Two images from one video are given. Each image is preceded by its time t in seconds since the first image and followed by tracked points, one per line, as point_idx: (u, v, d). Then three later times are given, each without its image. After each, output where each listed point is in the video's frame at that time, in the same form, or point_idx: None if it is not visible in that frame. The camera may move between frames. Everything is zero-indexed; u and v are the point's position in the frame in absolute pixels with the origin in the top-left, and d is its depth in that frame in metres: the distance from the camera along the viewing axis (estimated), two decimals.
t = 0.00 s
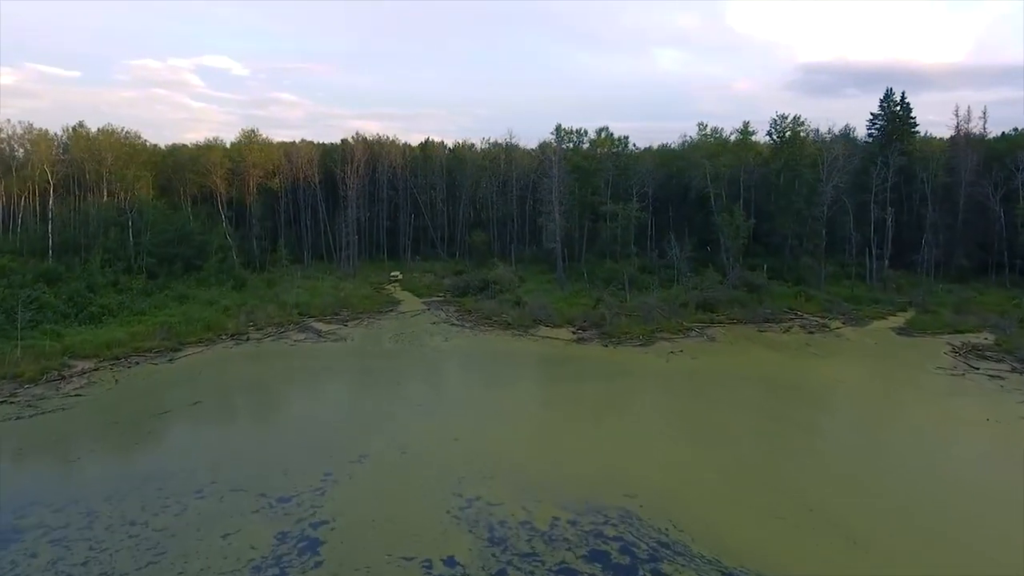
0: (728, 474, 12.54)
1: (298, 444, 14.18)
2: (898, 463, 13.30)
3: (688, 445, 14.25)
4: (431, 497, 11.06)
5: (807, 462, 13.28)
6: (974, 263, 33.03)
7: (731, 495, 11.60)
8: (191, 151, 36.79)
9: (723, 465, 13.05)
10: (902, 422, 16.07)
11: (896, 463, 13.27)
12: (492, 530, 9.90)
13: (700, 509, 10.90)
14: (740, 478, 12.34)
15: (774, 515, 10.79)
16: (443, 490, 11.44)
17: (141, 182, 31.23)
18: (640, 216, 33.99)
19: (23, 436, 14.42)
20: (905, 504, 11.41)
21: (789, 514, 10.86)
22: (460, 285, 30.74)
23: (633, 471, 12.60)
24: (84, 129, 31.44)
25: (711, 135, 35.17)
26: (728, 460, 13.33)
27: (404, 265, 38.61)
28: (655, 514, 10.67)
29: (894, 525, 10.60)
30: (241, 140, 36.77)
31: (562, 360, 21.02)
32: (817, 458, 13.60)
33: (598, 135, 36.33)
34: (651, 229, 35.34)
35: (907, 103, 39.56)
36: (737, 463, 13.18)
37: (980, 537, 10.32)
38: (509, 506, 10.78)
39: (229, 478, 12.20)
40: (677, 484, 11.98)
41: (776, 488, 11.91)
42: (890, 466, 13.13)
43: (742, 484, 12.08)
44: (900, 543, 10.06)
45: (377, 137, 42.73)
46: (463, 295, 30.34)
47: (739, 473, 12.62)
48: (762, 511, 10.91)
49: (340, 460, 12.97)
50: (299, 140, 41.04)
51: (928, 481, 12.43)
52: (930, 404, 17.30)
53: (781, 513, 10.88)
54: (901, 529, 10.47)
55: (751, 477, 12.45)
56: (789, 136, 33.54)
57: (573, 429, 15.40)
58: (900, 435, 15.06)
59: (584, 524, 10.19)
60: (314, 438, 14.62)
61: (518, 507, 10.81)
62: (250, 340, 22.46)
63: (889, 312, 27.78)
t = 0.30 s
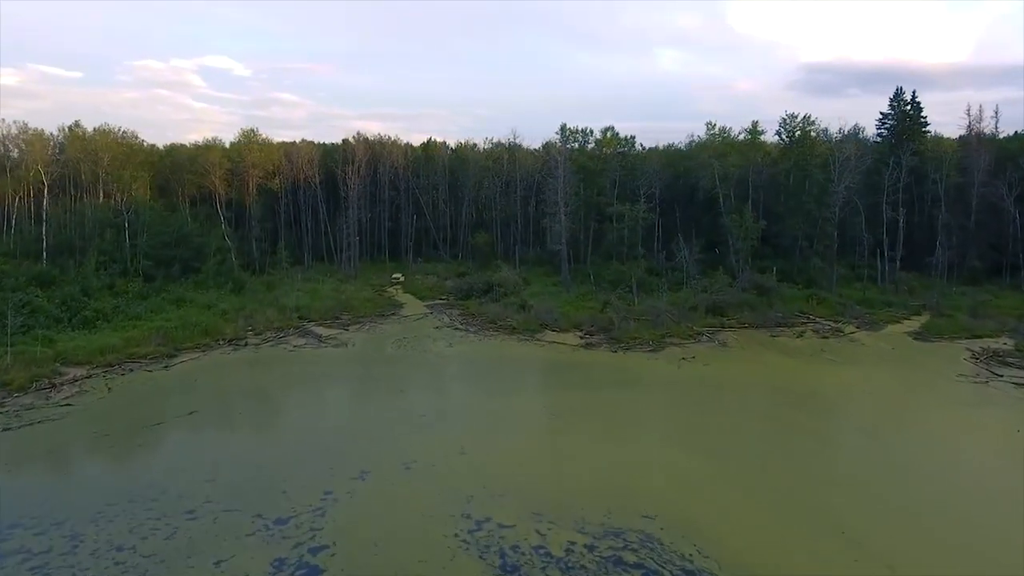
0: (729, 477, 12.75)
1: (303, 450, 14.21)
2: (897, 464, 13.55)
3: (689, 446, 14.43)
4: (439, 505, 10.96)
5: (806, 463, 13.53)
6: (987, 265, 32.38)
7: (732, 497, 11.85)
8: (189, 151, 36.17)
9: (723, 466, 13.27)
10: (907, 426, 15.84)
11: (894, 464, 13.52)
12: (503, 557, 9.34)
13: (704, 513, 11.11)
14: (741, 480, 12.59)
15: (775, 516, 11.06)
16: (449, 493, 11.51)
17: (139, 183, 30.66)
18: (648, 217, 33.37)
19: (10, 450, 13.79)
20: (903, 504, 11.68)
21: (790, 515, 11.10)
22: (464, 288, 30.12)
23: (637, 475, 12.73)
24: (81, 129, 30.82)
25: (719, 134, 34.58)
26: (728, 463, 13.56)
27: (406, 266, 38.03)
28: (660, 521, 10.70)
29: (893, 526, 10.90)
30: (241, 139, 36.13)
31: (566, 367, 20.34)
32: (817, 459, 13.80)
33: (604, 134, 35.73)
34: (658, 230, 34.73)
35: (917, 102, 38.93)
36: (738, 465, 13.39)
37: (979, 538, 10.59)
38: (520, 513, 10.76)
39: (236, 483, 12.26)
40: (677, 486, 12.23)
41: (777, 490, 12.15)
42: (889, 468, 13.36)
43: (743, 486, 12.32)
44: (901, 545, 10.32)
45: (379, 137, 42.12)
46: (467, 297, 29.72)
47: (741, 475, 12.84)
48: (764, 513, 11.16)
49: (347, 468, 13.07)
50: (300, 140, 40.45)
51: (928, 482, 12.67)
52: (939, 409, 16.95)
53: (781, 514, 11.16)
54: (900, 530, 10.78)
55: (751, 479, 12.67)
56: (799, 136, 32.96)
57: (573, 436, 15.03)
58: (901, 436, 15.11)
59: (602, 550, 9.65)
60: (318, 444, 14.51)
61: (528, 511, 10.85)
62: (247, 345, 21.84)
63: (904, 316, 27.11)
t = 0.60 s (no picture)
0: (733, 477, 12.55)
1: (303, 453, 13.95)
2: (901, 464, 13.39)
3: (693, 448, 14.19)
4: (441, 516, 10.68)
5: (804, 463, 13.39)
6: (1002, 267, 31.64)
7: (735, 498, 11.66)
8: (188, 151, 35.51)
9: (721, 467, 13.13)
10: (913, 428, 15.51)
11: (894, 463, 13.38)
12: None
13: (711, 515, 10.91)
14: (746, 482, 12.37)
15: (774, 517, 10.96)
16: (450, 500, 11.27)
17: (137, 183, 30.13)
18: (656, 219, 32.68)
19: None
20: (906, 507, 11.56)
21: (794, 517, 10.93)
22: (468, 290, 29.47)
23: (641, 479, 12.45)
24: (77, 128, 30.21)
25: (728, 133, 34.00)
26: (730, 462, 13.35)
27: (408, 268, 37.40)
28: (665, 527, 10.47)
29: (892, 525, 10.81)
30: (241, 139, 35.50)
31: (574, 373, 19.69)
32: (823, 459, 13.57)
33: (610, 133, 35.10)
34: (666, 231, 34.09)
35: (930, 100, 38.13)
36: (742, 466, 13.16)
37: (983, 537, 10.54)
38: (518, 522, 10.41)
39: (232, 489, 11.97)
40: (681, 488, 12.03)
41: (783, 491, 11.96)
42: (894, 468, 13.18)
43: (747, 486, 12.15)
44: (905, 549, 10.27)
45: (381, 137, 41.48)
46: (471, 300, 29.07)
47: (745, 476, 12.64)
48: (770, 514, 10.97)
49: (345, 471, 12.82)
50: (300, 140, 39.83)
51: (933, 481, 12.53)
52: (945, 412, 16.69)
53: (779, 515, 11.05)
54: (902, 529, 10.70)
55: (753, 479, 12.51)
56: (809, 134, 32.66)
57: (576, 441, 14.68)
58: (905, 437, 14.92)
59: None
60: (316, 449, 14.24)
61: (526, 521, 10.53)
62: (246, 350, 21.17)
63: (919, 319, 26.43)
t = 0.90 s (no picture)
0: (737, 496, 12.33)
1: (303, 464, 13.58)
2: (914, 482, 13.04)
3: (701, 460, 13.91)
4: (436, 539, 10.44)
5: (822, 484, 12.88)
6: (1018, 269, 30.94)
7: (738, 519, 11.46)
8: (186, 150, 34.87)
9: (738, 488, 12.59)
10: (925, 439, 15.16)
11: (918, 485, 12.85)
12: None
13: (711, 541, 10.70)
14: (750, 501, 12.17)
15: (795, 549, 10.45)
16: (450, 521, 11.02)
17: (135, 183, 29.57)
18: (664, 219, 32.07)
19: None
20: (927, 534, 11.13)
21: (795, 542, 10.76)
22: (472, 292, 28.83)
23: (645, 495, 12.26)
24: (74, 127, 29.61)
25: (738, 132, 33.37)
26: (736, 478, 13.12)
27: (411, 269, 36.80)
28: (665, 553, 10.26)
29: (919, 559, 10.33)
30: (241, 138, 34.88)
31: (581, 380, 19.08)
32: (830, 476, 13.32)
33: (617, 132, 34.46)
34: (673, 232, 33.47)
35: (942, 98, 37.45)
36: (747, 482, 12.93)
37: (980, 559, 10.38)
38: (520, 550, 10.14)
39: (228, 506, 11.69)
40: (684, 508, 11.83)
41: (786, 511, 11.75)
42: (899, 484, 12.96)
43: (750, 506, 11.95)
44: None
45: (383, 136, 40.87)
46: (476, 302, 28.41)
47: (749, 493, 12.42)
48: (768, 539, 10.81)
49: (346, 485, 12.50)
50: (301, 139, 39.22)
51: (937, 498, 12.32)
52: (957, 419, 16.33)
53: (800, 547, 10.54)
54: (900, 552, 10.53)
55: (757, 497, 12.30)
56: (821, 132, 32.20)
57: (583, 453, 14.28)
58: (916, 450, 14.61)
59: None
60: (314, 463, 13.69)
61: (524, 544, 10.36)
62: (244, 355, 20.51)
63: (936, 323, 25.74)
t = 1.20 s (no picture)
0: (741, 498, 12.43)
1: (307, 467, 13.43)
2: (942, 498, 12.49)
3: (703, 463, 13.93)
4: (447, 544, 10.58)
5: (846, 503, 12.31)
6: None
7: (755, 539, 11.09)
8: (185, 150, 34.17)
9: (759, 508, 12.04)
10: (928, 438, 15.18)
11: (945, 503, 12.29)
12: None
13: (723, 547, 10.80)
14: (753, 503, 12.29)
15: None
16: (461, 527, 11.15)
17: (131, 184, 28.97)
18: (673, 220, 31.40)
19: None
20: (962, 559, 10.58)
21: (800, 545, 10.92)
22: (477, 295, 28.18)
23: (649, 499, 12.33)
24: (70, 127, 28.95)
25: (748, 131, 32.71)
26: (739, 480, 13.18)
27: (413, 271, 36.19)
28: (674, 559, 10.40)
29: None
30: (241, 137, 34.21)
31: (591, 387, 18.47)
32: (835, 478, 13.33)
33: (625, 131, 33.80)
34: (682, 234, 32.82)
35: (954, 97, 36.75)
36: (751, 486, 12.96)
37: (979, 558, 10.62)
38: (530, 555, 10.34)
39: (237, 511, 11.60)
40: (687, 511, 11.92)
41: (790, 515, 11.85)
42: (899, 484, 13.08)
43: (753, 509, 12.05)
44: None
45: (385, 136, 40.21)
46: (480, 305, 27.78)
47: (752, 496, 12.52)
48: (774, 542, 10.96)
49: (351, 488, 12.48)
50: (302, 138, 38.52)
51: (937, 499, 12.47)
52: (977, 426, 15.88)
53: None
54: (901, 552, 10.77)
55: (759, 499, 12.41)
56: (833, 131, 31.58)
57: (588, 457, 14.15)
58: (917, 449, 14.65)
59: None
60: (313, 475, 13.07)
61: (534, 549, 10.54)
62: (242, 361, 19.90)
63: (954, 327, 25.08)
